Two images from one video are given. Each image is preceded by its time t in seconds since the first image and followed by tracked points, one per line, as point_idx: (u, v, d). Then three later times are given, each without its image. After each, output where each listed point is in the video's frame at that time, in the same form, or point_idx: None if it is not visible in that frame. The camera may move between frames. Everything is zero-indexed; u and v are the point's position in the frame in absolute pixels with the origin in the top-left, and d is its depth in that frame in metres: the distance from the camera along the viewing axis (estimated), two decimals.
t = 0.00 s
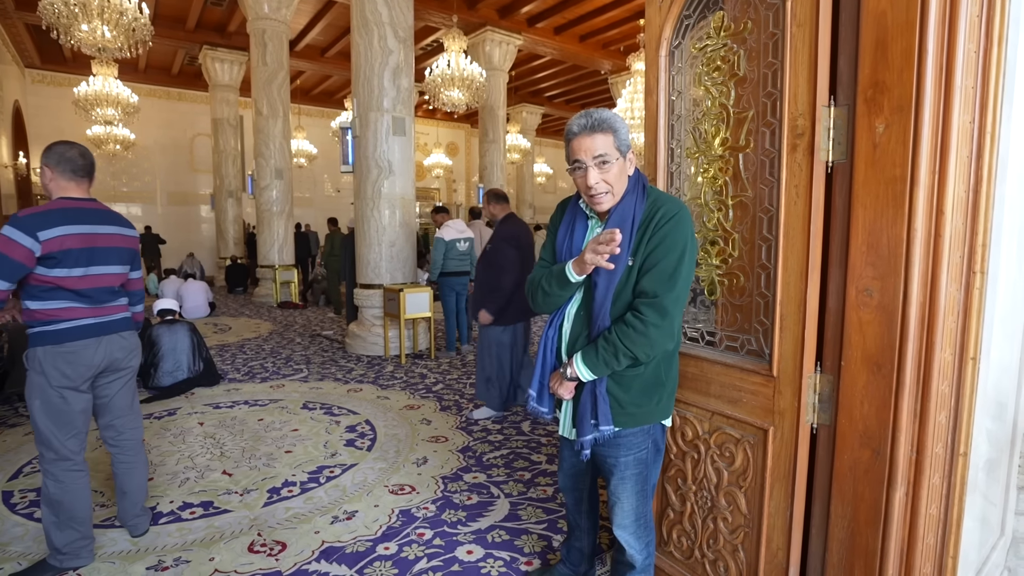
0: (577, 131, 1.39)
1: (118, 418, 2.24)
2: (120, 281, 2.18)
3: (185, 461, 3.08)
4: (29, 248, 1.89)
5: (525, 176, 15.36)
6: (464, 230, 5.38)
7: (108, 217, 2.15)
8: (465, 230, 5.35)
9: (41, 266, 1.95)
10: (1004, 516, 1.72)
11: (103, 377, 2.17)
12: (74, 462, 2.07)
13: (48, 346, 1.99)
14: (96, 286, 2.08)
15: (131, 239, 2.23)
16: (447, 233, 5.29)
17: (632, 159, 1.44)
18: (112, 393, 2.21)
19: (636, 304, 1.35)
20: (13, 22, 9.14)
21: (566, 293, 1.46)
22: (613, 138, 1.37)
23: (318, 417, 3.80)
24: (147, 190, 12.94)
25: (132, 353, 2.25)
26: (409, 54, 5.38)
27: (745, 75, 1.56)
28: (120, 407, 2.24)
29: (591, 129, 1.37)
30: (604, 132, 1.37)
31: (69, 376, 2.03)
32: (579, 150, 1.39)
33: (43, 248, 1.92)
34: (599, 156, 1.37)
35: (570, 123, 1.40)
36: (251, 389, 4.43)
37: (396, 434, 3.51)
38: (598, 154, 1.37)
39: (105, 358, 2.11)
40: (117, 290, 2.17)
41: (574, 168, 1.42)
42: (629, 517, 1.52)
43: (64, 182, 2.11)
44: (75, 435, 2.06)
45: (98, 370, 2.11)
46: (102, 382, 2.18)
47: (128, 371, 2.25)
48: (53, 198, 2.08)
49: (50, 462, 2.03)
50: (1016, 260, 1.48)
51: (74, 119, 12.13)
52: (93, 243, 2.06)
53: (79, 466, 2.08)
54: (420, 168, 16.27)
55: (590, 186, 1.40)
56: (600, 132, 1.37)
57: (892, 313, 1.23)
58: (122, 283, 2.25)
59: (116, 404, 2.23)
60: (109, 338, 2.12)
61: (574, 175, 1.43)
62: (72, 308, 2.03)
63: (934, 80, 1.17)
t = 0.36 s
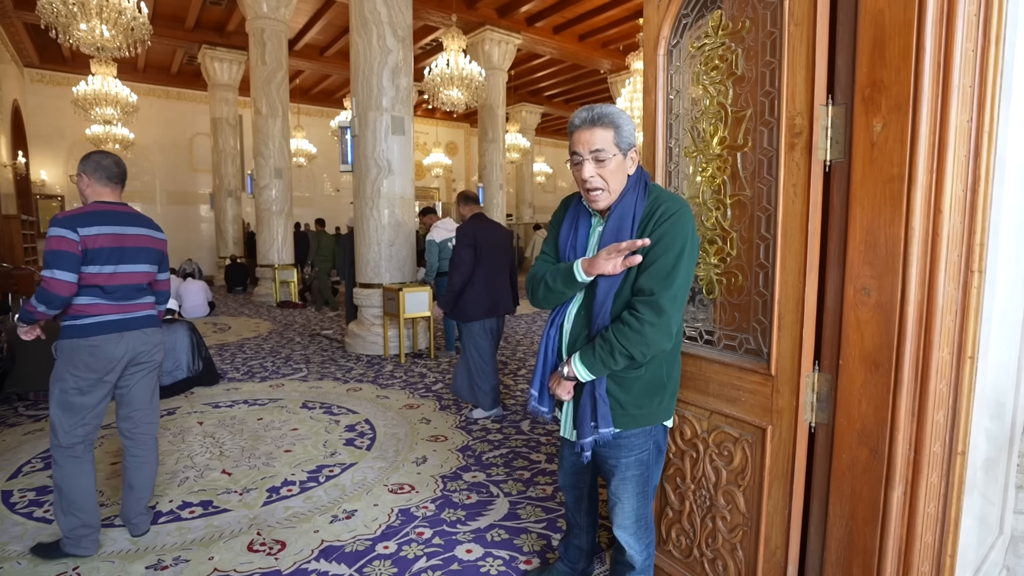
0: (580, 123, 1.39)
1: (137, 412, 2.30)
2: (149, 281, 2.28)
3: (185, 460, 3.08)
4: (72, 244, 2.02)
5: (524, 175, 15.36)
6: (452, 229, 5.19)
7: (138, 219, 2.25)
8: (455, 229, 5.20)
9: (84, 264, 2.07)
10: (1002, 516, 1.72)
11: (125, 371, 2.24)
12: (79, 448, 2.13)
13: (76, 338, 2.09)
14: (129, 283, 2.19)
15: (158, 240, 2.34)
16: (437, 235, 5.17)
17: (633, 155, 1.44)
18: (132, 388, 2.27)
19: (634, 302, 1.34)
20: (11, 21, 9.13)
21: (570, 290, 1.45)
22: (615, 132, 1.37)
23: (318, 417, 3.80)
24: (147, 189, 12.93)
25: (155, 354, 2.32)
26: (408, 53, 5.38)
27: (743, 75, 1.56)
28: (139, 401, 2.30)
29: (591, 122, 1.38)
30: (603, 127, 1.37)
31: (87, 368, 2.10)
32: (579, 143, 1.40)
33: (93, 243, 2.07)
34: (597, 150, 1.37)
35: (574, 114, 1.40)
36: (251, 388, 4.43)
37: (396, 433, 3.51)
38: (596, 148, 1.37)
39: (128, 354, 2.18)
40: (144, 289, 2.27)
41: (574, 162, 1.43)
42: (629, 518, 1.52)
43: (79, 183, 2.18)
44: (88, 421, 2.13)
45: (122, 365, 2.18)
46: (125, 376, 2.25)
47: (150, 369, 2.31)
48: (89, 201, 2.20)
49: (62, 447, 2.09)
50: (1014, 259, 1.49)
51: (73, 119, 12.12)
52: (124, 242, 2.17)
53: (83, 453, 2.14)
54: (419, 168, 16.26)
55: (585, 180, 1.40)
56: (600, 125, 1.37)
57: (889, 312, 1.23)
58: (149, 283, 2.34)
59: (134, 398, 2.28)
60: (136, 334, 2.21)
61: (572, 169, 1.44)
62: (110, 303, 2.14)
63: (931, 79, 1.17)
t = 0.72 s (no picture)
0: (564, 137, 1.41)
1: (138, 404, 2.36)
2: (154, 280, 2.40)
3: (185, 460, 3.09)
4: (79, 242, 2.15)
5: (524, 175, 15.36)
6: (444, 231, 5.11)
7: (146, 220, 2.37)
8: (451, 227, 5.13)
9: (90, 261, 2.19)
10: (1002, 515, 1.72)
11: (129, 366, 2.32)
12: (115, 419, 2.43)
13: (79, 333, 2.24)
14: (133, 281, 2.31)
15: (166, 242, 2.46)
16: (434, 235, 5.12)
17: (629, 155, 1.45)
18: (134, 381, 2.33)
19: (635, 303, 1.35)
20: (10, 21, 9.12)
21: (570, 288, 1.47)
22: (606, 138, 1.39)
23: (318, 416, 3.81)
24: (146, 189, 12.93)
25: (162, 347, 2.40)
26: (407, 53, 5.38)
27: (742, 74, 1.56)
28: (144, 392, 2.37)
29: (575, 133, 1.39)
30: (590, 135, 1.38)
31: (88, 362, 2.26)
32: (569, 155, 1.41)
33: (100, 242, 2.20)
34: (586, 159, 1.39)
35: (557, 129, 1.42)
36: (251, 388, 4.44)
37: (396, 432, 3.51)
38: (589, 155, 1.39)
39: (126, 347, 2.28)
40: (149, 288, 2.38)
41: (566, 172, 1.45)
42: (630, 518, 1.52)
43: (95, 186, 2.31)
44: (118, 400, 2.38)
45: (120, 357, 2.28)
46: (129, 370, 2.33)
47: (156, 360, 2.39)
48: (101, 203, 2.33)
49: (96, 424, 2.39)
50: (1013, 258, 1.49)
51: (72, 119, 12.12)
52: (130, 243, 2.29)
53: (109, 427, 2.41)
54: (419, 167, 16.25)
55: (581, 188, 1.43)
56: (585, 134, 1.38)
57: (888, 311, 1.24)
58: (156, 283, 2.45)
59: (138, 392, 2.35)
60: (136, 329, 2.30)
61: (566, 177, 1.46)
62: (113, 299, 2.26)
63: (929, 79, 1.17)
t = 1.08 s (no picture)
0: (576, 133, 1.41)
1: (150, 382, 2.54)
2: (152, 278, 2.47)
3: (185, 460, 3.09)
4: (68, 244, 2.28)
5: (523, 175, 15.36)
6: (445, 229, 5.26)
7: (141, 219, 2.44)
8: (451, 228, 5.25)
9: (84, 262, 2.32)
10: (1001, 513, 1.73)
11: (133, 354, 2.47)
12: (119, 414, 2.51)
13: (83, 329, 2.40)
14: (126, 280, 2.40)
15: (164, 241, 2.51)
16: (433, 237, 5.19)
17: (635, 154, 1.45)
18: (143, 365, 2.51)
19: (638, 304, 1.35)
20: (8, 20, 9.10)
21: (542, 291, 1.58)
22: (615, 137, 1.40)
23: (317, 416, 3.81)
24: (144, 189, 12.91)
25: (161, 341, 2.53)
26: (406, 53, 5.38)
27: (742, 75, 1.57)
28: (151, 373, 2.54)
29: (588, 130, 1.39)
30: (600, 133, 1.38)
31: (94, 356, 2.40)
32: (579, 152, 1.42)
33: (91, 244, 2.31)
34: (600, 155, 1.39)
35: (568, 124, 1.42)
36: (250, 388, 4.44)
37: (395, 432, 3.52)
38: (597, 154, 1.39)
39: (125, 341, 2.42)
40: (146, 286, 2.46)
41: (575, 170, 1.45)
42: (632, 519, 1.53)
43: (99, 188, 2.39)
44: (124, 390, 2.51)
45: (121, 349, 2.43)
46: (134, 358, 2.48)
47: (158, 350, 2.53)
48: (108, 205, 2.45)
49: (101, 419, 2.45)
50: (1012, 258, 1.49)
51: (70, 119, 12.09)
52: (122, 242, 2.38)
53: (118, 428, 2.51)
54: (418, 167, 16.25)
55: (593, 187, 1.42)
56: (598, 131, 1.39)
57: (889, 311, 1.24)
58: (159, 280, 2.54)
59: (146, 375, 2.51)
60: (132, 325, 2.43)
61: (575, 177, 1.46)
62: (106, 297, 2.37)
63: (930, 79, 1.18)
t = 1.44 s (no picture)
0: (575, 138, 1.41)
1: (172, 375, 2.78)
2: (162, 277, 2.62)
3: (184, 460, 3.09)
4: (86, 247, 2.51)
5: (521, 175, 15.37)
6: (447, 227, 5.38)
7: (152, 223, 2.61)
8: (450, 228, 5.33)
9: (101, 263, 2.53)
10: (999, 510, 1.74)
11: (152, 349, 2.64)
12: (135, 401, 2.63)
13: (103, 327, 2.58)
14: (139, 279, 2.56)
15: (176, 243, 2.67)
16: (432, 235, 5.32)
17: (637, 157, 1.46)
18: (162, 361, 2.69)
19: (640, 306, 1.35)
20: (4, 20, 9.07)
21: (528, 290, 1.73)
22: (617, 140, 1.40)
23: (316, 416, 3.81)
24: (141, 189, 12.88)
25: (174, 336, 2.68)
26: (405, 53, 5.38)
27: (744, 76, 1.58)
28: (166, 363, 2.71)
29: (587, 135, 1.39)
30: (600, 137, 1.39)
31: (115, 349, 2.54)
32: (580, 157, 1.42)
33: (107, 246, 2.52)
34: (600, 160, 1.39)
35: (566, 130, 1.42)
36: (248, 388, 4.43)
37: (394, 432, 3.52)
38: (598, 159, 1.40)
39: (138, 334, 2.56)
40: (159, 284, 2.62)
41: (576, 175, 1.46)
42: (633, 519, 1.54)
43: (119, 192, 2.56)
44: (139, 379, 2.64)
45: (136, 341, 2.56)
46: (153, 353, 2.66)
47: (171, 344, 2.68)
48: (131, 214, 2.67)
49: (113, 409, 2.57)
50: (1011, 257, 1.50)
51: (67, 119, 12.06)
52: (133, 243, 2.55)
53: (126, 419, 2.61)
54: (415, 167, 16.25)
55: (594, 191, 1.43)
56: (597, 136, 1.39)
57: (890, 311, 1.25)
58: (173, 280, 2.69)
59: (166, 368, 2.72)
60: (145, 320, 2.57)
61: (576, 181, 1.46)
62: (120, 295, 2.54)
63: (931, 81, 1.18)
